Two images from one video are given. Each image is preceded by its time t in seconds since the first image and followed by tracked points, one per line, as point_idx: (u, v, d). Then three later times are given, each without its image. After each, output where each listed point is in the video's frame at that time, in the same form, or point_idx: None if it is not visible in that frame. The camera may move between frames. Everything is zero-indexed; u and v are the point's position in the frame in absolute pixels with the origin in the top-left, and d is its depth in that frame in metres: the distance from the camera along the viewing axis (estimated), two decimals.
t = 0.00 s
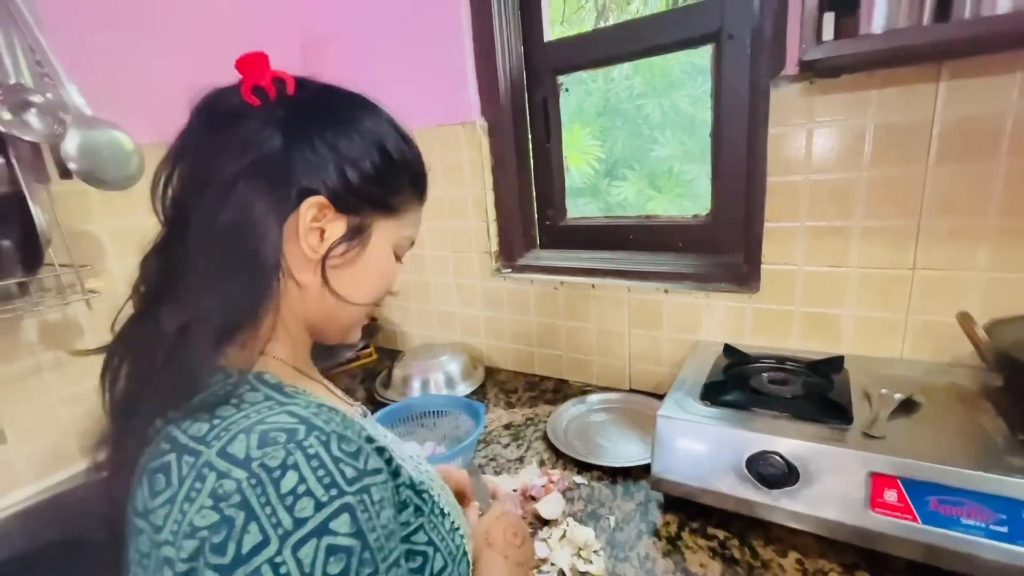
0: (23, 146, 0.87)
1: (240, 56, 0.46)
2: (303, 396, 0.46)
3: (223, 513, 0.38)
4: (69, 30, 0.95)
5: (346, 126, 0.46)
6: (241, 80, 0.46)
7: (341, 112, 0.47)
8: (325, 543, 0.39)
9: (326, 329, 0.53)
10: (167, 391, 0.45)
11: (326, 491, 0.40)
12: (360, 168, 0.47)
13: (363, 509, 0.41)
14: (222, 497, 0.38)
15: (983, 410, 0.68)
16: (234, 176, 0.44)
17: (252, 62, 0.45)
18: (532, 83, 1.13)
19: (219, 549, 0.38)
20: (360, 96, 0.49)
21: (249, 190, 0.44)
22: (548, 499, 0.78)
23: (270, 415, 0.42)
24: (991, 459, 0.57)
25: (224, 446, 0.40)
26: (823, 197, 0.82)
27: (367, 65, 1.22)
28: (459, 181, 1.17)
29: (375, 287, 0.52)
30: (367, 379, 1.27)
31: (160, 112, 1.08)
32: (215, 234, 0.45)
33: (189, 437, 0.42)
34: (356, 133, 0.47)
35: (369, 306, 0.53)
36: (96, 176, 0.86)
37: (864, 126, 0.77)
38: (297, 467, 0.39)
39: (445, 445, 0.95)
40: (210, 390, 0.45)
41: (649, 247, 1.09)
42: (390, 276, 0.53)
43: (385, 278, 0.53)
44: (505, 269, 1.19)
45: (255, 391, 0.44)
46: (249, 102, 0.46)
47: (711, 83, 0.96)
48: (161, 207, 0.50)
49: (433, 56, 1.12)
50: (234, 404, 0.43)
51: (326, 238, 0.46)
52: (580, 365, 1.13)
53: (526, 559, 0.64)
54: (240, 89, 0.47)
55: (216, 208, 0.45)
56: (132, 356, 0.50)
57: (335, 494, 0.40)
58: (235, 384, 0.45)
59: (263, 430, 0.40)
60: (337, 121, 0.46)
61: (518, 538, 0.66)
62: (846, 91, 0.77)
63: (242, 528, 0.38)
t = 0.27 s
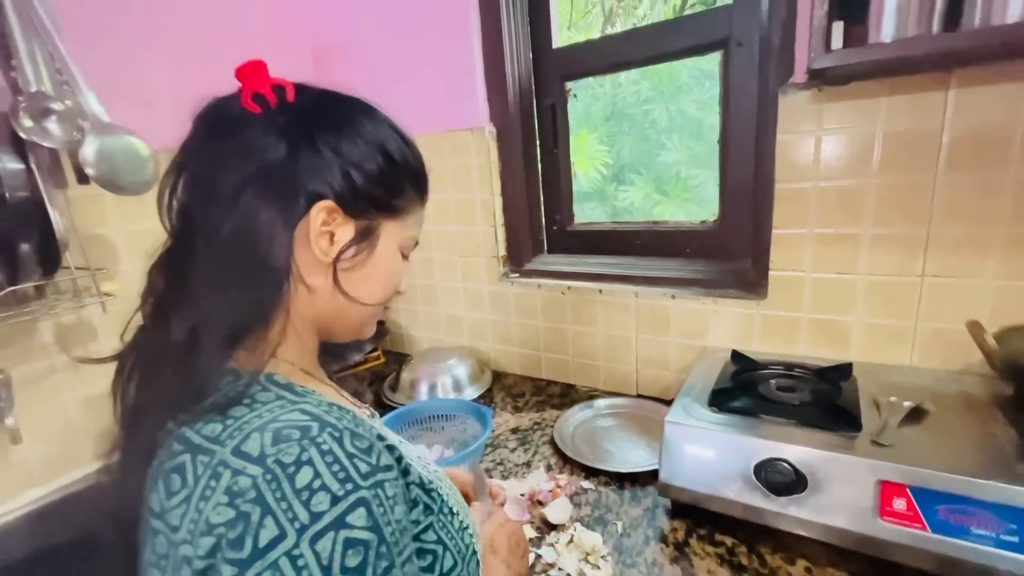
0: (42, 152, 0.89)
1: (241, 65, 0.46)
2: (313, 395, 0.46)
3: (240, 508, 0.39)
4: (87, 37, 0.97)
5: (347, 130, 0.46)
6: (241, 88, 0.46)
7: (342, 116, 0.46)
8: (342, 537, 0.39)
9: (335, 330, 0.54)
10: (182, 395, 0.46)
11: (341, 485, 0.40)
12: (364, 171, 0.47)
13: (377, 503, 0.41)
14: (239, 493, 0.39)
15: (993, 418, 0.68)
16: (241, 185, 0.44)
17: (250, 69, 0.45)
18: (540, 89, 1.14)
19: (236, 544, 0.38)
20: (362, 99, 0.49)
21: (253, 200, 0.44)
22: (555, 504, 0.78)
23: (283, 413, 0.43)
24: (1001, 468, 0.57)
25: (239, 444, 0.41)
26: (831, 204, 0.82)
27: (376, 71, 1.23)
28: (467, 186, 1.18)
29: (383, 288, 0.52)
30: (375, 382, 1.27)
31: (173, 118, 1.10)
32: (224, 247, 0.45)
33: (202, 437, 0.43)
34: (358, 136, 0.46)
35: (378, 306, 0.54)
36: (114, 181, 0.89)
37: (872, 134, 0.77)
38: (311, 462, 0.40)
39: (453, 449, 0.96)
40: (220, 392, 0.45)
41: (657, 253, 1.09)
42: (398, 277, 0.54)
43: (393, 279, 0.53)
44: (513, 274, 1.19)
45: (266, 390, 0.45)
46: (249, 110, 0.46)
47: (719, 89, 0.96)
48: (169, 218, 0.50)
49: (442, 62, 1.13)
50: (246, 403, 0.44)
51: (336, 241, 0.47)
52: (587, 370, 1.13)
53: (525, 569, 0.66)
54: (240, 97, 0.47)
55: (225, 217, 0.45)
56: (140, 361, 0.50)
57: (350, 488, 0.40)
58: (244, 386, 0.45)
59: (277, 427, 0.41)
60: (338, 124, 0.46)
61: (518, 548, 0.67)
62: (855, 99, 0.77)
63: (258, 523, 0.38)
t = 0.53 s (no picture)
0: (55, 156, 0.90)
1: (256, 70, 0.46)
2: (329, 412, 0.47)
3: (264, 533, 0.39)
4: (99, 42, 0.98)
5: (365, 143, 0.47)
6: (255, 94, 0.47)
7: (358, 128, 0.48)
8: (367, 559, 0.41)
9: (343, 341, 0.54)
10: (192, 396, 0.47)
11: (365, 508, 0.42)
12: (381, 183, 0.48)
13: (399, 523, 0.43)
14: (262, 518, 0.40)
15: (1000, 424, 0.67)
16: (257, 197, 0.44)
17: (264, 75, 0.46)
18: (546, 93, 1.14)
19: (261, 569, 0.39)
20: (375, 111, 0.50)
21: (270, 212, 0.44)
22: (561, 506, 0.78)
23: (302, 434, 0.43)
24: (1009, 474, 0.57)
25: (260, 468, 0.41)
26: (837, 208, 0.82)
27: (383, 75, 1.24)
28: (473, 190, 1.18)
29: (393, 300, 0.54)
30: (380, 384, 1.28)
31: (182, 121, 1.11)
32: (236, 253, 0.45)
33: (220, 460, 0.43)
34: (375, 149, 0.48)
35: (386, 319, 0.55)
36: (126, 185, 0.90)
37: (878, 139, 0.77)
38: (335, 485, 0.41)
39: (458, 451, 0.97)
40: (236, 411, 0.45)
41: (662, 256, 1.09)
42: (407, 291, 0.55)
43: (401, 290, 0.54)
44: (518, 277, 1.20)
45: (284, 410, 0.46)
46: (263, 117, 0.46)
47: (724, 93, 0.96)
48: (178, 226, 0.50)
49: (449, 66, 1.14)
50: (263, 424, 0.45)
51: (351, 255, 0.48)
52: (591, 373, 1.14)
53: None
54: (254, 103, 0.47)
55: (240, 229, 0.45)
56: (146, 364, 0.50)
57: (374, 510, 0.42)
58: (260, 404, 0.46)
59: (298, 450, 0.42)
60: (356, 137, 0.47)
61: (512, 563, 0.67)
62: (860, 103, 0.77)
63: (283, 548, 0.39)
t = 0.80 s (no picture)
0: (60, 158, 0.90)
1: (248, 67, 0.47)
2: (335, 426, 0.48)
3: (275, 555, 0.40)
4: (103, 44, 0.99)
5: (366, 145, 0.47)
6: (247, 92, 0.47)
7: (358, 130, 0.48)
8: None
9: (344, 349, 0.55)
10: (199, 400, 0.47)
11: (377, 525, 0.42)
12: (382, 185, 0.48)
13: (411, 539, 0.44)
14: (272, 540, 0.40)
15: (1005, 429, 0.67)
16: (260, 202, 0.44)
17: (256, 72, 0.46)
18: (548, 95, 1.15)
19: None
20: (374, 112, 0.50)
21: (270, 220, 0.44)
22: (564, 510, 0.79)
23: (308, 450, 0.44)
24: (1014, 479, 0.57)
25: (268, 487, 0.42)
26: (841, 212, 0.82)
27: (386, 78, 1.25)
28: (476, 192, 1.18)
29: (395, 304, 0.54)
30: (382, 386, 1.28)
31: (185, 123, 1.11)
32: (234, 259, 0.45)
33: (226, 480, 0.44)
34: (376, 150, 0.48)
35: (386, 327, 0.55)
36: (130, 187, 0.90)
37: (882, 143, 0.77)
38: (345, 503, 0.41)
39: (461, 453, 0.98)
40: (241, 427, 0.46)
41: (665, 259, 1.09)
42: (408, 299, 0.55)
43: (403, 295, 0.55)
44: (521, 279, 1.20)
45: (289, 427, 0.46)
46: (257, 116, 0.46)
47: (727, 96, 0.96)
48: (172, 232, 0.49)
49: (452, 69, 1.14)
50: (268, 442, 0.45)
51: (354, 262, 0.48)
52: (594, 376, 1.14)
53: None
54: (247, 102, 0.47)
55: (241, 235, 0.44)
56: (148, 368, 0.50)
57: (385, 526, 0.42)
58: (263, 421, 0.46)
59: (305, 468, 0.42)
60: (357, 139, 0.47)
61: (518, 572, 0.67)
62: (864, 107, 0.77)
63: (296, 570, 0.40)
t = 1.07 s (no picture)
0: (59, 160, 0.90)
1: (247, 68, 0.46)
2: (337, 435, 0.47)
3: (271, 569, 0.40)
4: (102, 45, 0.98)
5: (366, 146, 0.47)
6: (247, 94, 0.47)
7: (358, 131, 0.47)
8: None
9: (349, 353, 0.54)
10: (202, 405, 0.46)
11: (375, 542, 0.42)
12: (383, 185, 0.48)
13: (408, 556, 0.44)
14: (269, 553, 0.40)
15: (1005, 431, 0.68)
16: (259, 205, 0.44)
17: (257, 74, 0.46)
18: (549, 97, 1.15)
19: None
20: (375, 112, 0.50)
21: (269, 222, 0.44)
22: (565, 513, 0.79)
23: (308, 461, 0.43)
24: (1015, 482, 0.57)
25: (265, 499, 0.41)
26: (841, 215, 0.83)
27: (386, 79, 1.24)
28: (476, 194, 1.18)
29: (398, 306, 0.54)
30: (382, 388, 1.28)
31: (184, 124, 1.10)
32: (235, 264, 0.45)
33: (224, 488, 0.43)
34: (376, 150, 0.48)
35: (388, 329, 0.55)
36: (129, 189, 0.90)
37: (882, 146, 0.78)
38: (344, 519, 0.41)
39: (461, 455, 0.98)
40: (242, 433, 0.45)
41: (665, 261, 1.09)
42: (410, 301, 0.55)
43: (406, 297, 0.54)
44: (520, 281, 1.20)
45: (289, 434, 0.46)
46: (258, 118, 0.46)
47: (727, 98, 0.96)
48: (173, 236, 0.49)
49: (452, 71, 1.14)
50: (268, 450, 0.45)
51: (355, 263, 0.48)
52: (594, 378, 1.14)
53: None
54: (247, 104, 0.47)
55: (240, 238, 0.44)
56: (151, 372, 0.50)
57: (383, 544, 0.43)
58: (264, 428, 0.45)
59: (304, 480, 0.42)
60: (357, 140, 0.47)
61: None
62: (864, 110, 0.78)
63: None
